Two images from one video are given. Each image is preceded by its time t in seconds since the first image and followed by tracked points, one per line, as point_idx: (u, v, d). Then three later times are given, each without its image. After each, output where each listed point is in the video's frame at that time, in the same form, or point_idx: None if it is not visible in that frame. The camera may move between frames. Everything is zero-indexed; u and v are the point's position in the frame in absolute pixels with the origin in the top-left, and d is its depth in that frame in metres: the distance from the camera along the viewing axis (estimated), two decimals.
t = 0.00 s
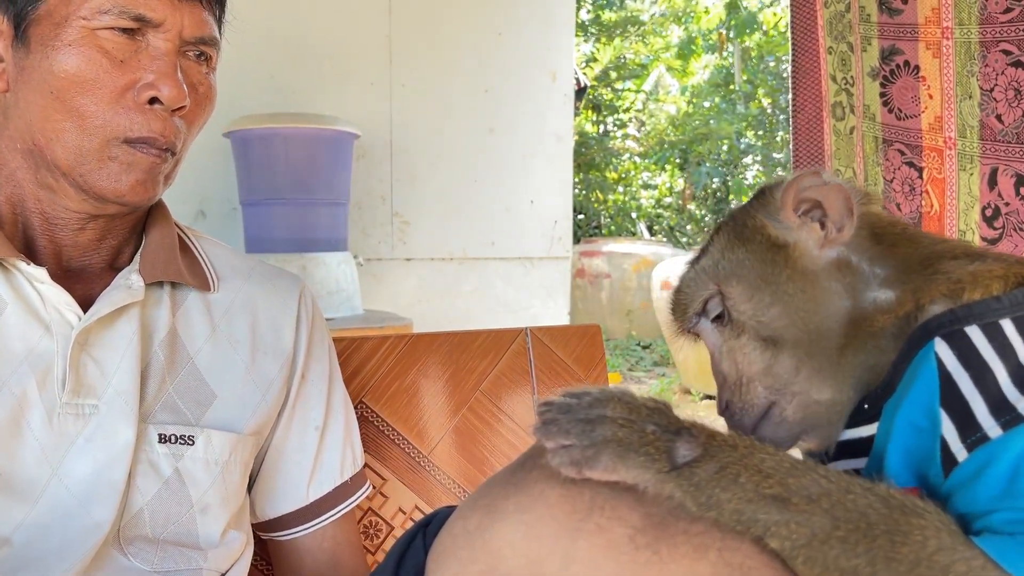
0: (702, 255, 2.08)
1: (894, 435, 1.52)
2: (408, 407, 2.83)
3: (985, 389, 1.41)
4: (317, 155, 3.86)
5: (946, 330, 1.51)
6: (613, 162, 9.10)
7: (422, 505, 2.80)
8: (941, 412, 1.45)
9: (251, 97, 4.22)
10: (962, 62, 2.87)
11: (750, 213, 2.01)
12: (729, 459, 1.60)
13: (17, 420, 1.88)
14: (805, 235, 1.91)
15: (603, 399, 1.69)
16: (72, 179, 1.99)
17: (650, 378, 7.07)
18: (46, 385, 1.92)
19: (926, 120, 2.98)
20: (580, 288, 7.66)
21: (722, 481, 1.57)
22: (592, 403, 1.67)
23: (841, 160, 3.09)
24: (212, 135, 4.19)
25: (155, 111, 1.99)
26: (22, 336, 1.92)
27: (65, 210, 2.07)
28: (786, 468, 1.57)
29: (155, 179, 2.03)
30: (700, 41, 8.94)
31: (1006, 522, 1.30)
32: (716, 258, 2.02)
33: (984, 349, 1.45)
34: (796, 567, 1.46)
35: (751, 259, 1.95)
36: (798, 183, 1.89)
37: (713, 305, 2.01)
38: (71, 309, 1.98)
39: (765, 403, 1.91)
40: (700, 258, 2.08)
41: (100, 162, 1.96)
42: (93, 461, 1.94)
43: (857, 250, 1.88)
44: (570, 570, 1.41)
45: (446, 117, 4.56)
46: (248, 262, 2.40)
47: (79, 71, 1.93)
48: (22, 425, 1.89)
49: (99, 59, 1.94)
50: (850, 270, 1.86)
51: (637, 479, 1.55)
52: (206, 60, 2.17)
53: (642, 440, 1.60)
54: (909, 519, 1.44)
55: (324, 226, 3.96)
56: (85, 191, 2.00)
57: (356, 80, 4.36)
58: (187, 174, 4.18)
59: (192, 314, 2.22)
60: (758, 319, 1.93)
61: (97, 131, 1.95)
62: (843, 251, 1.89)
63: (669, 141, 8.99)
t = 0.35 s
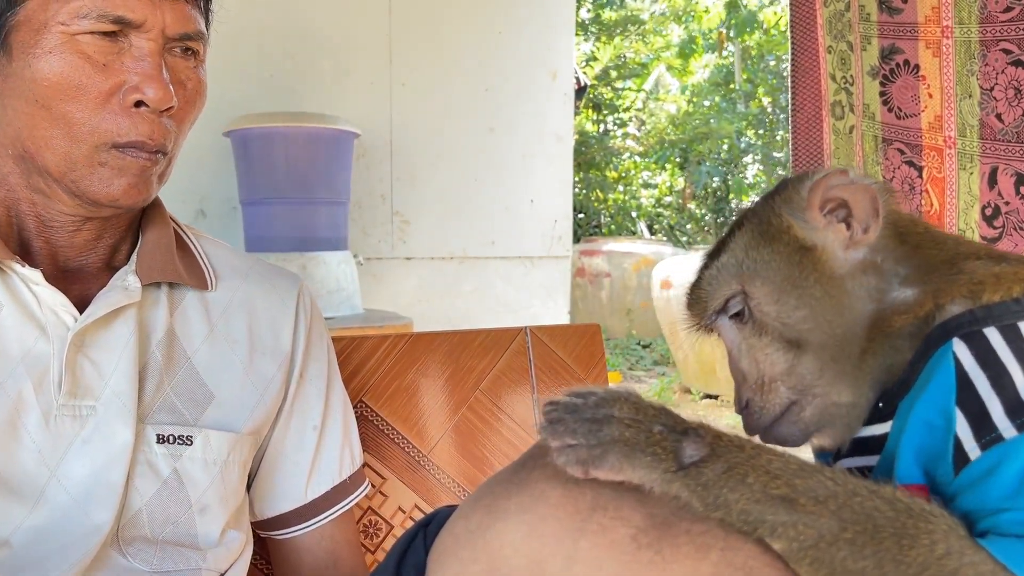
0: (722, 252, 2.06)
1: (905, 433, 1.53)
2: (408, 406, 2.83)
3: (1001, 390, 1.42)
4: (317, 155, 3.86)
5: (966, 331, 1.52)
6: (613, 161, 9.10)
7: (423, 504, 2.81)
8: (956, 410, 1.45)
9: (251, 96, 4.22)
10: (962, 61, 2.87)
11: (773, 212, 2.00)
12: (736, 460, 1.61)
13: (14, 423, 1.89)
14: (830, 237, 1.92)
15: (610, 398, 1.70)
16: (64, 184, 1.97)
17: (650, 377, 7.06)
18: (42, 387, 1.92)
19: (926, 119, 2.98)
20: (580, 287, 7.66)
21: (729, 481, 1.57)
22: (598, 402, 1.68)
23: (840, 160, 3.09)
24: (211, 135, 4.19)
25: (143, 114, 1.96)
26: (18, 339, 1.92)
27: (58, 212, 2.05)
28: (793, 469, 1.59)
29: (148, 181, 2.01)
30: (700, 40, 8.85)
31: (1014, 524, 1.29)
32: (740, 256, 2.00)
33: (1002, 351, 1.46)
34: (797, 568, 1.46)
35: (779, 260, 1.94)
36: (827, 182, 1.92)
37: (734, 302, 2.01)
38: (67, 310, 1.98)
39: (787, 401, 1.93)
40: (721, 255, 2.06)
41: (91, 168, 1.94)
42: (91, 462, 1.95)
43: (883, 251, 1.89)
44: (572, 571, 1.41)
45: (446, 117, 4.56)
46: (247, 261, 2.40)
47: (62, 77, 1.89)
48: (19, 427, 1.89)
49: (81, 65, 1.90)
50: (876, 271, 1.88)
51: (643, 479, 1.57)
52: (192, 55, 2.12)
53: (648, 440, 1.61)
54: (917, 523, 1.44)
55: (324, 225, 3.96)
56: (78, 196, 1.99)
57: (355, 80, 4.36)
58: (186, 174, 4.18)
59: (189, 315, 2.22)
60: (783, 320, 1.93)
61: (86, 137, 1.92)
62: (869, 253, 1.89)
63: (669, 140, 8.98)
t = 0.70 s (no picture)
0: (744, 247, 2.00)
1: (943, 439, 1.49)
2: (408, 404, 2.83)
3: None
4: (318, 155, 3.86)
5: (995, 338, 1.52)
6: (613, 160, 9.12)
7: (424, 502, 2.81)
8: (995, 415, 1.42)
9: (250, 93, 4.21)
10: (963, 59, 2.87)
11: (799, 209, 1.96)
12: (819, 471, 1.47)
13: (13, 422, 1.88)
14: (856, 236, 1.89)
15: (674, 408, 1.55)
16: (56, 185, 1.95)
17: (650, 375, 7.01)
18: (40, 386, 1.92)
19: (928, 118, 2.98)
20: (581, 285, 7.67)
21: (815, 494, 1.44)
22: (663, 415, 1.53)
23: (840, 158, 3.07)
24: (211, 133, 4.19)
25: (129, 111, 1.92)
26: (16, 337, 1.92)
27: (52, 210, 2.04)
28: (875, 476, 1.46)
29: (140, 178, 1.99)
30: (700, 39, 8.76)
31: None
32: (765, 253, 1.96)
33: None
34: None
35: (806, 260, 1.90)
36: (856, 181, 1.88)
37: (756, 300, 1.97)
38: (64, 307, 1.97)
39: (810, 401, 1.92)
40: (742, 251, 2.00)
41: (81, 168, 1.92)
42: (90, 461, 1.95)
43: (908, 254, 1.88)
44: (571, 570, 1.42)
45: (446, 115, 4.55)
46: (246, 257, 2.40)
47: (44, 77, 1.86)
48: (18, 426, 1.89)
49: (62, 65, 1.86)
50: (902, 274, 1.86)
51: (715, 496, 1.45)
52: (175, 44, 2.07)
53: (718, 455, 1.47)
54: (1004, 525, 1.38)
55: (323, 224, 3.96)
56: (71, 196, 1.97)
57: (355, 79, 4.35)
58: (185, 172, 4.17)
59: (188, 311, 2.21)
60: (806, 321, 1.90)
61: (74, 137, 1.89)
62: (894, 255, 1.88)
63: (670, 138, 8.95)
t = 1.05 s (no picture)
0: (772, 246, 1.93)
1: (994, 457, 1.53)
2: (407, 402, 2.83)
3: None
4: (319, 153, 3.88)
5: None
6: (613, 157, 9.04)
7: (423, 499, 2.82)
8: None
9: (248, 90, 4.22)
10: (963, 57, 2.88)
11: (832, 209, 1.88)
12: (884, 504, 1.45)
13: (14, 418, 1.89)
14: (890, 240, 1.82)
15: (728, 437, 1.47)
16: (47, 187, 1.97)
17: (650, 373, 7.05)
18: (40, 382, 1.92)
19: (928, 115, 2.98)
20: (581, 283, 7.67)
21: (881, 530, 1.44)
22: (717, 449, 1.45)
23: (840, 155, 3.05)
24: (210, 130, 4.19)
25: (111, 110, 1.92)
26: (14, 333, 1.92)
27: (45, 207, 2.04)
28: (937, 507, 1.46)
29: (131, 176, 2.00)
30: (700, 37, 8.90)
31: None
32: (794, 255, 1.89)
33: None
34: None
35: (837, 265, 1.84)
36: (896, 183, 1.79)
37: (782, 302, 1.91)
38: (62, 303, 1.98)
39: (832, 409, 1.88)
40: (770, 250, 1.93)
41: (68, 171, 1.93)
42: (92, 456, 1.96)
43: (942, 259, 1.82)
44: (570, 568, 1.42)
45: (446, 113, 4.55)
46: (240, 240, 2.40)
47: (23, 81, 1.86)
48: (19, 422, 1.90)
49: (38, 69, 1.87)
50: (936, 282, 1.81)
51: (781, 537, 1.43)
52: (154, 33, 2.06)
53: (782, 493, 1.43)
54: None
55: (323, 221, 3.95)
56: (62, 197, 1.98)
57: (354, 76, 4.35)
58: (185, 170, 4.17)
59: (188, 301, 2.23)
60: (834, 328, 1.85)
61: (58, 140, 1.90)
62: (926, 262, 1.82)
63: (670, 136, 8.93)
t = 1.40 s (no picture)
0: (775, 256, 1.85)
1: (999, 466, 1.43)
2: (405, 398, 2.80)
3: None
4: (317, 149, 3.86)
5: None
6: (613, 154, 9.05)
7: (421, 497, 2.79)
8: None
9: (246, 86, 4.21)
10: (964, 53, 2.80)
11: (837, 216, 1.78)
12: (878, 540, 1.46)
13: (10, 416, 1.88)
14: (897, 251, 1.72)
15: (720, 481, 1.55)
16: (39, 184, 1.97)
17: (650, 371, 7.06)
18: (37, 380, 1.91)
19: (929, 112, 2.93)
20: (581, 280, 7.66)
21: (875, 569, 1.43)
22: (712, 487, 1.53)
23: (842, 153, 3.09)
24: (210, 127, 4.19)
25: (99, 105, 1.92)
26: (11, 330, 1.91)
27: (38, 203, 2.03)
28: (930, 540, 1.44)
29: (123, 170, 2.00)
30: (701, 33, 8.88)
31: None
32: (797, 266, 1.81)
33: None
34: None
35: (841, 278, 1.76)
36: (905, 193, 1.66)
37: (784, 314, 1.84)
38: (58, 300, 1.97)
39: (834, 421, 1.81)
40: (773, 259, 1.85)
41: (60, 168, 1.93)
42: (88, 454, 1.95)
43: (951, 268, 1.72)
44: (567, 566, 1.40)
45: (446, 110, 4.53)
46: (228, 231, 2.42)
47: (9, 78, 1.86)
48: (16, 421, 1.89)
49: (23, 66, 1.86)
50: (943, 294, 1.72)
51: None
52: (140, 22, 2.05)
53: (775, 535, 1.49)
54: None
55: (324, 219, 3.94)
56: (57, 194, 1.99)
57: (353, 71, 4.34)
58: (184, 167, 4.18)
59: (184, 295, 2.22)
60: (837, 343, 1.78)
61: (48, 138, 1.91)
62: (934, 272, 1.72)
63: (671, 133, 8.92)
